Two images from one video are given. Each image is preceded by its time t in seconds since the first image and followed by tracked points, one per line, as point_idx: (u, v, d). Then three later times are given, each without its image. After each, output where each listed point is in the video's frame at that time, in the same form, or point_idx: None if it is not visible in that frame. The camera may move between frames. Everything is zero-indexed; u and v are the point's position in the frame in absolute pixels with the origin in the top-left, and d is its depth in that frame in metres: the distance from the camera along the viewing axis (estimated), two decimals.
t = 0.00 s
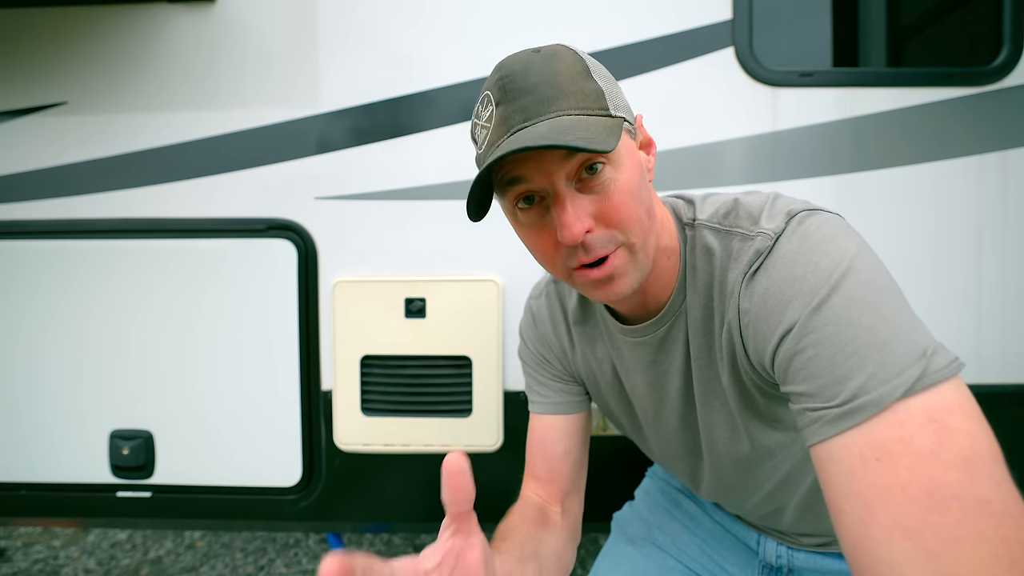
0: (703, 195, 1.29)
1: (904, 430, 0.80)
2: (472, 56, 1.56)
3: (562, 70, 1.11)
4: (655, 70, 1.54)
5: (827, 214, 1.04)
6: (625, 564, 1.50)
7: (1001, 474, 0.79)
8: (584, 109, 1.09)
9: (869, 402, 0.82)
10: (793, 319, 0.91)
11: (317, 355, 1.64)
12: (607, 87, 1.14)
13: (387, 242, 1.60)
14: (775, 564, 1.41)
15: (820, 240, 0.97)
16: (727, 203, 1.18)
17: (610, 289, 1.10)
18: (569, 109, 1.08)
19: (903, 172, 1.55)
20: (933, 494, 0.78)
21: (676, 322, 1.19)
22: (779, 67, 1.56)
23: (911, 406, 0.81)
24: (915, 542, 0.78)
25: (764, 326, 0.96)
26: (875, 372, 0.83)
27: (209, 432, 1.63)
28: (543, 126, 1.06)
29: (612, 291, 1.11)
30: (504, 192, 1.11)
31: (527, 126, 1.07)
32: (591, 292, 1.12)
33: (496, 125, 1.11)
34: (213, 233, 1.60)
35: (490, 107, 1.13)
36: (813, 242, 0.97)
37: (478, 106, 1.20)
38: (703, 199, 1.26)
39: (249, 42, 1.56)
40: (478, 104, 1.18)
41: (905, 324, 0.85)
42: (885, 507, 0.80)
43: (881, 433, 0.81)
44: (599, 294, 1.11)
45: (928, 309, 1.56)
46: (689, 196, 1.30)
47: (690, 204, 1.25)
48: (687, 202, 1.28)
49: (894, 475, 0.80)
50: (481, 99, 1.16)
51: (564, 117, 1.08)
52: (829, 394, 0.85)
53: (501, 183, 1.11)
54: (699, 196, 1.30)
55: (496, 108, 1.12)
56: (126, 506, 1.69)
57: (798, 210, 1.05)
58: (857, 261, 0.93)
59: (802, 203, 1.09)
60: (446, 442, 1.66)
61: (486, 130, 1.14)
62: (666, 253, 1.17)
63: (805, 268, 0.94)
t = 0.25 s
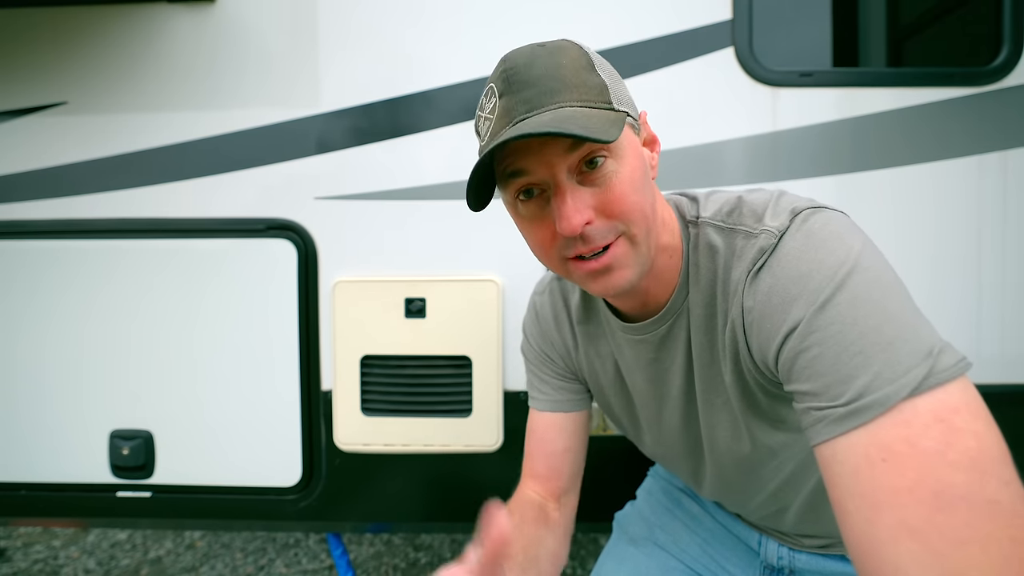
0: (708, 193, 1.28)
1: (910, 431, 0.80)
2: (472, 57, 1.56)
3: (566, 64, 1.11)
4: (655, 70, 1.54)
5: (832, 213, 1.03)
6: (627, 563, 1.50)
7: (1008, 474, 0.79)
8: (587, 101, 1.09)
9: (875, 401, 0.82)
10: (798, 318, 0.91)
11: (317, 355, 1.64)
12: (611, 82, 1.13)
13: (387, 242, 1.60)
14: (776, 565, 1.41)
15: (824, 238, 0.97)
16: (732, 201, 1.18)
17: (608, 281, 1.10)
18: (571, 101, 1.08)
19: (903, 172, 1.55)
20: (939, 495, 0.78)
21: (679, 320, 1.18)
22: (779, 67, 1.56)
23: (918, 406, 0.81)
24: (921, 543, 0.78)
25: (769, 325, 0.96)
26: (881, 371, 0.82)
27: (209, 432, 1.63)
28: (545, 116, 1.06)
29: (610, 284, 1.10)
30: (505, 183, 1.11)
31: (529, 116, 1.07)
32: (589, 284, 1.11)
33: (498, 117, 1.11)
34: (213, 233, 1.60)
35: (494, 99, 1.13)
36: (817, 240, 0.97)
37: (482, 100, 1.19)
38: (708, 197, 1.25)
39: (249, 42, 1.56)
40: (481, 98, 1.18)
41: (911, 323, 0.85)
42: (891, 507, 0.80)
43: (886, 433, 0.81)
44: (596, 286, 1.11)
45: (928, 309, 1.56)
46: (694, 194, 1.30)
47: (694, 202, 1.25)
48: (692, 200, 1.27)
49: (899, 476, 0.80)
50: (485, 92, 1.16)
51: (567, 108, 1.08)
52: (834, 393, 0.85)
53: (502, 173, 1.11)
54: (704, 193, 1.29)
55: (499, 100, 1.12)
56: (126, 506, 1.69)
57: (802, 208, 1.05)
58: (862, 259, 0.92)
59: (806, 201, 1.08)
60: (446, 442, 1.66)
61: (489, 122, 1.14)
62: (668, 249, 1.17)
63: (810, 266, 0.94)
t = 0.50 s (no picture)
0: (716, 187, 1.28)
1: (912, 428, 0.80)
2: (472, 57, 1.56)
3: (579, 79, 1.03)
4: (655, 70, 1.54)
5: (838, 209, 1.03)
6: (629, 560, 1.49)
7: (1012, 472, 0.79)
8: (587, 133, 1.03)
9: (877, 397, 0.82)
10: (801, 313, 0.91)
11: (317, 355, 1.64)
12: (630, 103, 1.03)
13: (387, 242, 1.60)
14: (777, 565, 1.41)
15: (829, 234, 0.97)
16: (738, 196, 1.17)
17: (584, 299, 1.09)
18: (569, 131, 1.04)
19: (903, 172, 1.55)
20: (942, 492, 0.78)
21: (683, 313, 1.19)
22: (779, 67, 1.57)
23: (920, 403, 0.81)
24: (924, 540, 0.78)
25: (771, 320, 0.96)
26: (883, 367, 0.82)
27: (209, 431, 1.63)
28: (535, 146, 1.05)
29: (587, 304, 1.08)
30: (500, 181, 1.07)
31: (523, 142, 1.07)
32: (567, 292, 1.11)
33: (502, 124, 1.11)
34: (213, 233, 1.60)
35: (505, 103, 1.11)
36: (822, 236, 0.97)
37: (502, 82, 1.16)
38: (717, 191, 1.25)
39: (249, 42, 1.56)
40: (497, 85, 1.14)
41: (916, 320, 0.85)
42: (894, 505, 0.80)
43: (888, 430, 0.81)
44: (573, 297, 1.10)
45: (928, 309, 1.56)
46: (703, 188, 1.29)
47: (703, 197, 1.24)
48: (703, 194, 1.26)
49: (902, 473, 0.80)
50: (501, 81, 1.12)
51: (563, 140, 1.04)
52: (836, 389, 0.85)
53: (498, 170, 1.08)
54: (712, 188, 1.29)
55: (507, 108, 1.10)
56: (126, 506, 1.69)
57: (808, 205, 1.05)
58: (866, 256, 0.93)
59: (813, 198, 1.08)
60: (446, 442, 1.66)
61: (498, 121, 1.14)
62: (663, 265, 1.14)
63: (814, 261, 0.94)
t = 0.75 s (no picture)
0: (717, 185, 1.27)
1: (910, 428, 0.80)
2: (472, 57, 1.56)
3: (579, 76, 1.03)
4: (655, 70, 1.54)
5: (836, 210, 1.03)
6: (628, 560, 1.49)
7: (1009, 472, 0.79)
8: (579, 130, 1.03)
9: (874, 398, 0.82)
10: (798, 313, 0.91)
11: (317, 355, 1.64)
12: (629, 104, 1.02)
13: (387, 242, 1.60)
14: (776, 565, 1.41)
15: (827, 234, 0.97)
16: (737, 195, 1.17)
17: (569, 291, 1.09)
18: (563, 127, 1.04)
19: (903, 172, 1.55)
20: (939, 492, 0.78)
21: (679, 311, 1.18)
22: (779, 67, 1.56)
23: (917, 403, 0.81)
24: (921, 540, 0.78)
25: (769, 320, 0.96)
26: (880, 367, 0.82)
27: (210, 431, 1.63)
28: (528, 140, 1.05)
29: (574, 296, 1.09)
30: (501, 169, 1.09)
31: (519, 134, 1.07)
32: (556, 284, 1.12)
33: (502, 115, 1.11)
34: (213, 233, 1.60)
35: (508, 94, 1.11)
36: (820, 236, 0.97)
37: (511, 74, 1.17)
38: (717, 190, 1.24)
39: (249, 42, 1.56)
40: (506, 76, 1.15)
41: (913, 320, 0.85)
42: (892, 505, 0.80)
43: (886, 430, 0.81)
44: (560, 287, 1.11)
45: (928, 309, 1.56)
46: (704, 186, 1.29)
47: (703, 195, 1.24)
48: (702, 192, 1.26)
49: (899, 473, 0.80)
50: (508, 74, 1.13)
51: (556, 135, 1.04)
52: (833, 389, 0.85)
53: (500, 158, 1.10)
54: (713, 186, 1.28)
55: (509, 98, 1.10)
56: (126, 506, 1.69)
57: (806, 205, 1.05)
58: (864, 255, 0.93)
59: (811, 198, 1.08)
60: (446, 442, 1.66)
61: (500, 111, 1.14)
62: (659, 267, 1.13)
63: (811, 261, 0.94)
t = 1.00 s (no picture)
0: (715, 186, 1.27)
1: (912, 428, 0.80)
2: (472, 57, 1.56)
3: (540, 66, 1.08)
4: (654, 70, 1.54)
5: (837, 210, 1.03)
6: (626, 561, 1.49)
7: (1010, 473, 0.79)
8: (553, 109, 1.06)
9: (877, 398, 0.81)
10: (800, 313, 0.91)
11: (317, 354, 1.64)
12: (592, 82, 1.07)
13: (388, 242, 1.60)
14: (774, 566, 1.41)
15: (828, 235, 0.97)
16: (738, 195, 1.17)
17: (588, 279, 1.11)
18: (537, 110, 1.07)
19: (903, 171, 1.55)
20: (941, 492, 0.78)
21: (679, 312, 1.19)
22: (779, 67, 1.56)
23: (920, 404, 0.81)
24: (922, 540, 0.78)
25: (771, 320, 0.96)
26: (883, 367, 0.82)
27: (210, 431, 1.63)
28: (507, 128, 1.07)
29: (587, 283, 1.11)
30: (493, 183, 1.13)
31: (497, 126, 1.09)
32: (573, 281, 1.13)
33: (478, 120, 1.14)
34: (214, 233, 1.60)
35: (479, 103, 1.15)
36: (821, 237, 0.97)
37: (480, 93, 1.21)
38: (716, 191, 1.24)
39: (249, 43, 1.56)
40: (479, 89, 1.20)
41: (916, 320, 0.85)
42: (893, 506, 0.80)
43: (889, 431, 0.81)
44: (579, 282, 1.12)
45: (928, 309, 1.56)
46: (701, 188, 1.29)
47: (700, 196, 1.24)
48: (699, 194, 1.26)
49: (900, 473, 0.80)
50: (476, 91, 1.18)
51: (532, 117, 1.07)
52: (836, 389, 0.85)
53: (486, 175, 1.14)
54: (710, 187, 1.28)
55: (481, 104, 1.14)
56: (126, 506, 1.69)
57: (807, 205, 1.05)
58: (866, 255, 0.93)
59: (812, 198, 1.08)
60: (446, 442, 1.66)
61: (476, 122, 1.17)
62: (666, 245, 1.18)
63: (813, 261, 0.94)
